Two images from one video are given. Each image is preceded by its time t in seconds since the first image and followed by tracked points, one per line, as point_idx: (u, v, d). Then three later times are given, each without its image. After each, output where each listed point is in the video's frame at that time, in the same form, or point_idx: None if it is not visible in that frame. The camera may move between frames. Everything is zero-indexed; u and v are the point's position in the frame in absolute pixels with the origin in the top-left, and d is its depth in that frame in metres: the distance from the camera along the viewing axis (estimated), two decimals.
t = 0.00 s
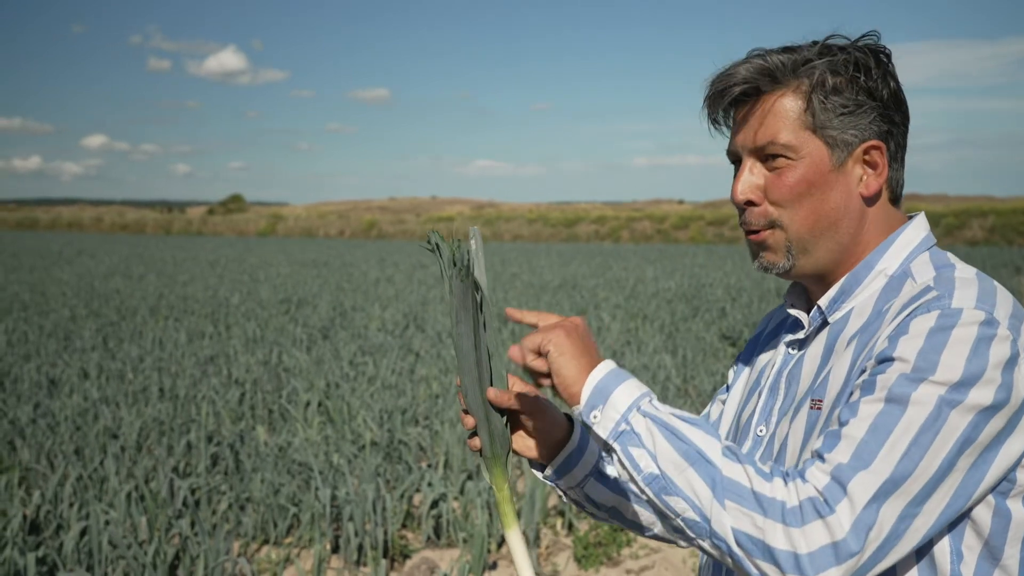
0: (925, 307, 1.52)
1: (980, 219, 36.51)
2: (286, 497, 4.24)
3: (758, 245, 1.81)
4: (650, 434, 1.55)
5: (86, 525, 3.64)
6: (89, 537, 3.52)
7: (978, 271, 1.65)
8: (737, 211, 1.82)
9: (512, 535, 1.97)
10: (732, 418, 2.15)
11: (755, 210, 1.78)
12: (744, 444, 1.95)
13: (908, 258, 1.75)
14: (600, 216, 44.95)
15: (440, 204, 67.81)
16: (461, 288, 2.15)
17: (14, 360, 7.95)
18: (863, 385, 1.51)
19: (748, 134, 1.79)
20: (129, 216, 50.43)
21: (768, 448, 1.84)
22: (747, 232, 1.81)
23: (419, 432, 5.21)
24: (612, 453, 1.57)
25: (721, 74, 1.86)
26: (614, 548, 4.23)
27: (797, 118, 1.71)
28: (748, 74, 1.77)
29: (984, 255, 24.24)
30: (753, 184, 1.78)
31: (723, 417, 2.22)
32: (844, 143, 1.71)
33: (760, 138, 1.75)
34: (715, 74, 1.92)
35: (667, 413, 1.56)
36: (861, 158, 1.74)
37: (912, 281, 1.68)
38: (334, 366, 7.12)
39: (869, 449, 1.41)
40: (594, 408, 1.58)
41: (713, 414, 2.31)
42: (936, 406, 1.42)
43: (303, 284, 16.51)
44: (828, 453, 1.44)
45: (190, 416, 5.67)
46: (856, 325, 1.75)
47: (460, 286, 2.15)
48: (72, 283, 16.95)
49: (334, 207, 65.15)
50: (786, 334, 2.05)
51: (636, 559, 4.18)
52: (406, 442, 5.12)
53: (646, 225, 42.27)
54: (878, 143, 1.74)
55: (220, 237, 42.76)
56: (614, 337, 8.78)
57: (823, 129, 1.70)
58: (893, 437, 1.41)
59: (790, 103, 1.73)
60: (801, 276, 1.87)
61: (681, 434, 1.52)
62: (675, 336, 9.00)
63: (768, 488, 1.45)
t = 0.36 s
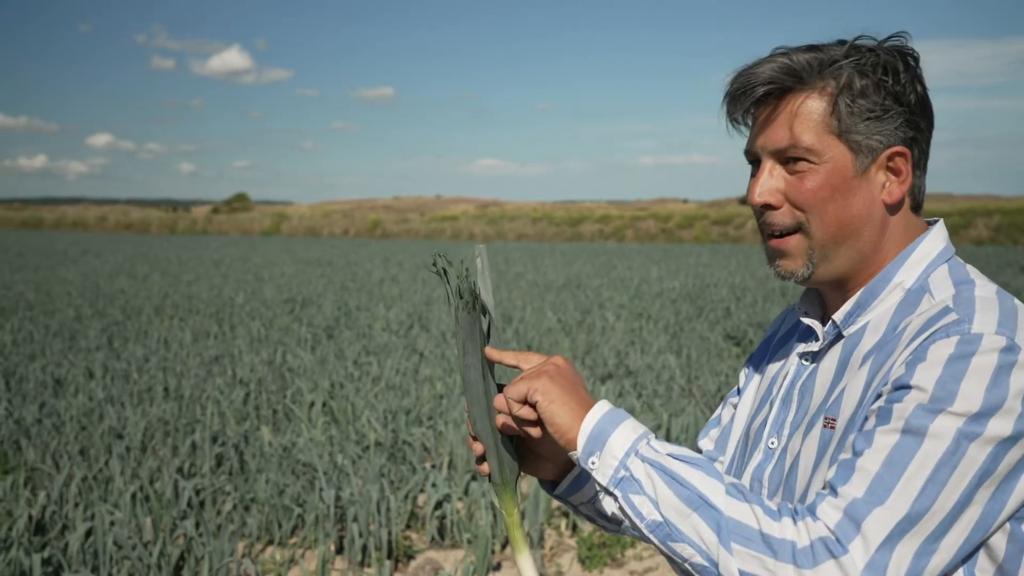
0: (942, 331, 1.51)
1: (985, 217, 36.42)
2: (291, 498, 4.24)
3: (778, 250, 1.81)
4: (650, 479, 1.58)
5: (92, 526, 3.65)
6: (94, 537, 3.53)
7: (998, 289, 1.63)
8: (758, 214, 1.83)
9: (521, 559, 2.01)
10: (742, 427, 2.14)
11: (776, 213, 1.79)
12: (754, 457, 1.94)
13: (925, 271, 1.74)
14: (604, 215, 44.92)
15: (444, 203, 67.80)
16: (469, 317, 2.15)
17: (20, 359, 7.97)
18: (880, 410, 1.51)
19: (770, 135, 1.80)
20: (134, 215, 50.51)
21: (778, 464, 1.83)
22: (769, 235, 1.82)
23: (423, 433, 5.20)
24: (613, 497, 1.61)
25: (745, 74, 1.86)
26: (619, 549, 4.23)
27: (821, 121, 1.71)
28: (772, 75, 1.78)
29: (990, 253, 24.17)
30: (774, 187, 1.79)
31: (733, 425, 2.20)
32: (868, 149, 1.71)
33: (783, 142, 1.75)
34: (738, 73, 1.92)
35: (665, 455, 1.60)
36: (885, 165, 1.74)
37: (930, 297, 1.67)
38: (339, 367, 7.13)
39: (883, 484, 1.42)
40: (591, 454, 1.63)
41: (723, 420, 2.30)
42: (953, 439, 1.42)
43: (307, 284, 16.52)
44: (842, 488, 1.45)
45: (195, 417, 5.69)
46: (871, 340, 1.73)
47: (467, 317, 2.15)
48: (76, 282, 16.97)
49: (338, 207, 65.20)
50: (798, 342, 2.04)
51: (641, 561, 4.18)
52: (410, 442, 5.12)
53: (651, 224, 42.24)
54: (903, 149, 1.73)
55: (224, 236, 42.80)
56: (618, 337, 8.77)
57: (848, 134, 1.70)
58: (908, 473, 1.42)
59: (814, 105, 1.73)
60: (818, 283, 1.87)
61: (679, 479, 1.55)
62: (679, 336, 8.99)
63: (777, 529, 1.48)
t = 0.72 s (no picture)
0: (962, 332, 1.50)
1: (986, 217, 36.38)
2: (292, 498, 4.23)
3: (797, 249, 1.80)
4: (664, 476, 1.58)
5: (91, 526, 3.64)
6: (95, 538, 3.53)
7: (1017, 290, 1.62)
8: (777, 213, 1.82)
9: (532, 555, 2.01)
10: (755, 428, 2.13)
11: (796, 212, 1.78)
12: (768, 456, 1.93)
13: (943, 272, 1.72)
14: (604, 215, 44.91)
15: (445, 203, 67.76)
16: (484, 309, 2.14)
17: (20, 359, 7.97)
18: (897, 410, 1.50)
19: (789, 133, 1.79)
20: (134, 215, 50.53)
21: (793, 464, 1.82)
22: (788, 234, 1.81)
23: (424, 433, 5.18)
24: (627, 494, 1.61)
25: (763, 72, 1.86)
26: (620, 549, 4.22)
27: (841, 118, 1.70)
28: (790, 72, 1.77)
29: (991, 253, 24.16)
30: (793, 185, 1.78)
31: (746, 425, 2.19)
32: (888, 147, 1.71)
33: (803, 140, 1.75)
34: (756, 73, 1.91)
35: (680, 452, 1.59)
36: (905, 163, 1.73)
37: (947, 298, 1.65)
38: (340, 366, 7.12)
39: (902, 484, 1.41)
40: (605, 450, 1.62)
41: (736, 420, 2.29)
42: (973, 439, 1.41)
43: (308, 284, 16.50)
44: (859, 487, 1.44)
45: (195, 416, 5.69)
46: (889, 339, 1.72)
47: (482, 309, 2.14)
48: (77, 282, 16.96)
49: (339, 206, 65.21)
50: (813, 342, 2.03)
51: (642, 561, 4.17)
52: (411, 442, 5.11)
53: (651, 224, 42.21)
54: (924, 148, 1.72)
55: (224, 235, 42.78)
56: (619, 337, 8.76)
57: (868, 131, 1.70)
58: (926, 472, 1.41)
59: (834, 102, 1.72)
60: (836, 284, 1.86)
61: (693, 475, 1.55)
62: (680, 336, 8.98)
63: (794, 528, 1.48)
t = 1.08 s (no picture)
0: (977, 325, 1.48)
1: (986, 217, 36.35)
2: (290, 499, 4.21)
3: (809, 250, 1.78)
4: (679, 464, 1.55)
5: (87, 528, 3.63)
6: (91, 540, 3.50)
7: None
8: (787, 215, 1.80)
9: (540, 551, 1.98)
10: (764, 429, 2.10)
11: (805, 214, 1.75)
12: (778, 457, 1.91)
13: (957, 269, 1.70)
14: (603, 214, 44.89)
15: (444, 203, 67.71)
16: (493, 304, 2.14)
17: (18, 359, 7.95)
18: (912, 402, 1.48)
19: (795, 136, 1.77)
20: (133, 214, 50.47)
21: (802, 463, 1.79)
22: (799, 235, 1.78)
23: (423, 433, 5.16)
24: (639, 482, 1.57)
25: (767, 76, 1.84)
26: (620, 551, 4.20)
27: (844, 118, 1.68)
28: (792, 74, 1.76)
29: (991, 253, 24.16)
30: (802, 187, 1.76)
31: (755, 427, 2.16)
32: (895, 143, 1.68)
33: (808, 141, 1.73)
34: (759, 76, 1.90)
35: (696, 440, 1.56)
36: (913, 159, 1.70)
37: (962, 294, 1.63)
38: (339, 367, 7.10)
39: (917, 476, 1.39)
40: (620, 437, 1.58)
41: (744, 424, 2.25)
42: (989, 431, 1.39)
43: (307, 284, 16.47)
44: (875, 478, 1.42)
45: (193, 417, 5.67)
46: (901, 335, 1.70)
47: (490, 302, 2.14)
48: (76, 282, 16.93)
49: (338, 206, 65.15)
50: (823, 341, 2.01)
51: (642, 562, 4.15)
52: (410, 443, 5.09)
53: (651, 223, 42.16)
54: (931, 143, 1.70)
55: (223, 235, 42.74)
56: (619, 337, 8.74)
57: (873, 129, 1.68)
58: (942, 464, 1.39)
59: (837, 103, 1.70)
60: (848, 283, 1.83)
61: (708, 462, 1.52)
62: (680, 336, 8.95)
63: (809, 516, 1.45)
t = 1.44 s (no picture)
0: (984, 324, 1.45)
1: (978, 217, 36.45)
2: (282, 501, 4.16)
3: (807, 250, 1.73)
4: (661, 490, 1.47)
5: (76, 532, 3.58)
6: (79, 545, 3.45)
7: None
8: (785, 215, 1.76)
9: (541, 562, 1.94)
10: (769, 439, 2.06)
11: (803, 212, 1.72)
12: (785, 463, 1.86)
13: (964, 269, 1.66)
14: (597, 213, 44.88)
15: (437, 202, 67.62)
16: (488, 299, 2.08)
17: (8, 360, 7.88)
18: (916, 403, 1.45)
19: (792, 134, 1.75)
20: (125, 214, 50.37)
21: (809, 468, 1.75)
22: (796, 235, 1.74)
23: (416, 433, 5.12)
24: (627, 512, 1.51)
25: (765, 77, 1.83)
26: (615, 553, 4.17)
27: (840, 112, 1.66)
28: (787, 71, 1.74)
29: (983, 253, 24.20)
30: (799, 185, 1.72)
31: (759, 435, 2.13)
32: (894, 137, 1.65)
33: (805, 136, 1.70)
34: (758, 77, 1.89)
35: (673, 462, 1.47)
36: (913, 153, 1.67)
37: (969, 293, 1.59)
38: (331, 367, 7.06)
39: (918, 478, 1.34)
40: (601, 468, 1.53)
41: (749, 431, 2.22)
42: (994, 432, 1.35)
43: (299, 283, 16.39)
44: (875, 481, 1.36)
45: (185, 418, 5.62)
46: (908, 336, 1.66)
47: (486, 295, 2.07)
48: (67, 282, 16.82)
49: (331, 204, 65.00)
50: (829, 345, 1.97)
51: (638, 565, 4.12)
52: (403, 444, 5.06)
53: (644, 222, 42.16)
54: (931, 137, 1.66)
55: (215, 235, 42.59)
56: (613, 337, 8.71)
57: (870, 122, 1.64)
58: (944, 466, 1.34)
59: (833, 98, 1.68)
60: (850, 284, 1.78)
61: (690, 487, 1.43)
62: (675, 335, 8.93)
63: (802, 528, 1.38)
